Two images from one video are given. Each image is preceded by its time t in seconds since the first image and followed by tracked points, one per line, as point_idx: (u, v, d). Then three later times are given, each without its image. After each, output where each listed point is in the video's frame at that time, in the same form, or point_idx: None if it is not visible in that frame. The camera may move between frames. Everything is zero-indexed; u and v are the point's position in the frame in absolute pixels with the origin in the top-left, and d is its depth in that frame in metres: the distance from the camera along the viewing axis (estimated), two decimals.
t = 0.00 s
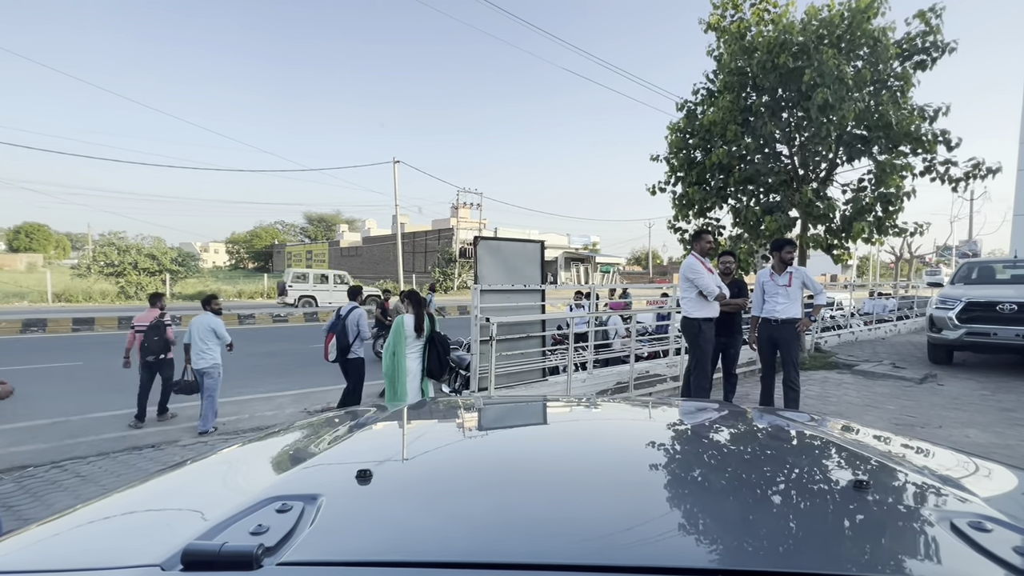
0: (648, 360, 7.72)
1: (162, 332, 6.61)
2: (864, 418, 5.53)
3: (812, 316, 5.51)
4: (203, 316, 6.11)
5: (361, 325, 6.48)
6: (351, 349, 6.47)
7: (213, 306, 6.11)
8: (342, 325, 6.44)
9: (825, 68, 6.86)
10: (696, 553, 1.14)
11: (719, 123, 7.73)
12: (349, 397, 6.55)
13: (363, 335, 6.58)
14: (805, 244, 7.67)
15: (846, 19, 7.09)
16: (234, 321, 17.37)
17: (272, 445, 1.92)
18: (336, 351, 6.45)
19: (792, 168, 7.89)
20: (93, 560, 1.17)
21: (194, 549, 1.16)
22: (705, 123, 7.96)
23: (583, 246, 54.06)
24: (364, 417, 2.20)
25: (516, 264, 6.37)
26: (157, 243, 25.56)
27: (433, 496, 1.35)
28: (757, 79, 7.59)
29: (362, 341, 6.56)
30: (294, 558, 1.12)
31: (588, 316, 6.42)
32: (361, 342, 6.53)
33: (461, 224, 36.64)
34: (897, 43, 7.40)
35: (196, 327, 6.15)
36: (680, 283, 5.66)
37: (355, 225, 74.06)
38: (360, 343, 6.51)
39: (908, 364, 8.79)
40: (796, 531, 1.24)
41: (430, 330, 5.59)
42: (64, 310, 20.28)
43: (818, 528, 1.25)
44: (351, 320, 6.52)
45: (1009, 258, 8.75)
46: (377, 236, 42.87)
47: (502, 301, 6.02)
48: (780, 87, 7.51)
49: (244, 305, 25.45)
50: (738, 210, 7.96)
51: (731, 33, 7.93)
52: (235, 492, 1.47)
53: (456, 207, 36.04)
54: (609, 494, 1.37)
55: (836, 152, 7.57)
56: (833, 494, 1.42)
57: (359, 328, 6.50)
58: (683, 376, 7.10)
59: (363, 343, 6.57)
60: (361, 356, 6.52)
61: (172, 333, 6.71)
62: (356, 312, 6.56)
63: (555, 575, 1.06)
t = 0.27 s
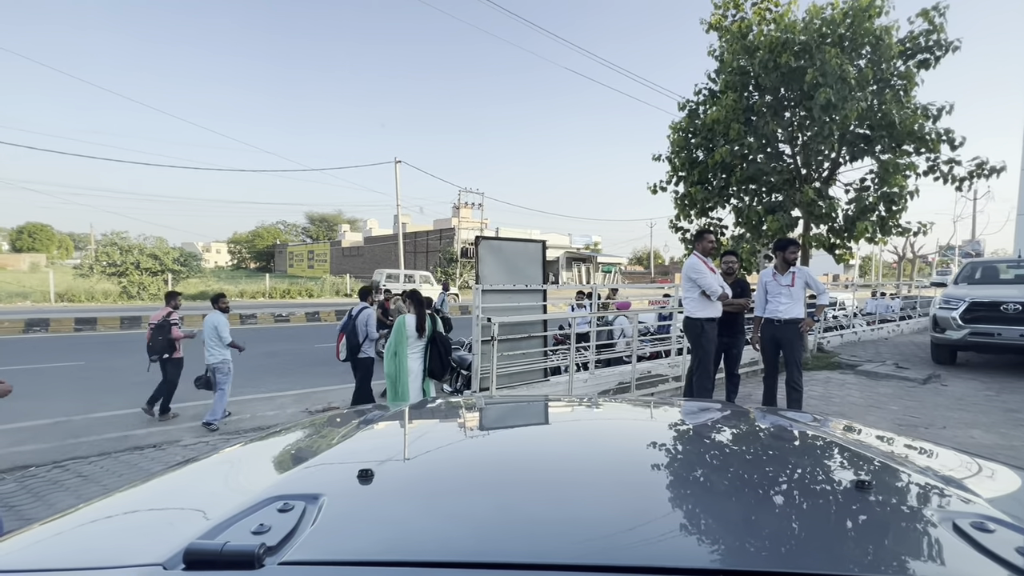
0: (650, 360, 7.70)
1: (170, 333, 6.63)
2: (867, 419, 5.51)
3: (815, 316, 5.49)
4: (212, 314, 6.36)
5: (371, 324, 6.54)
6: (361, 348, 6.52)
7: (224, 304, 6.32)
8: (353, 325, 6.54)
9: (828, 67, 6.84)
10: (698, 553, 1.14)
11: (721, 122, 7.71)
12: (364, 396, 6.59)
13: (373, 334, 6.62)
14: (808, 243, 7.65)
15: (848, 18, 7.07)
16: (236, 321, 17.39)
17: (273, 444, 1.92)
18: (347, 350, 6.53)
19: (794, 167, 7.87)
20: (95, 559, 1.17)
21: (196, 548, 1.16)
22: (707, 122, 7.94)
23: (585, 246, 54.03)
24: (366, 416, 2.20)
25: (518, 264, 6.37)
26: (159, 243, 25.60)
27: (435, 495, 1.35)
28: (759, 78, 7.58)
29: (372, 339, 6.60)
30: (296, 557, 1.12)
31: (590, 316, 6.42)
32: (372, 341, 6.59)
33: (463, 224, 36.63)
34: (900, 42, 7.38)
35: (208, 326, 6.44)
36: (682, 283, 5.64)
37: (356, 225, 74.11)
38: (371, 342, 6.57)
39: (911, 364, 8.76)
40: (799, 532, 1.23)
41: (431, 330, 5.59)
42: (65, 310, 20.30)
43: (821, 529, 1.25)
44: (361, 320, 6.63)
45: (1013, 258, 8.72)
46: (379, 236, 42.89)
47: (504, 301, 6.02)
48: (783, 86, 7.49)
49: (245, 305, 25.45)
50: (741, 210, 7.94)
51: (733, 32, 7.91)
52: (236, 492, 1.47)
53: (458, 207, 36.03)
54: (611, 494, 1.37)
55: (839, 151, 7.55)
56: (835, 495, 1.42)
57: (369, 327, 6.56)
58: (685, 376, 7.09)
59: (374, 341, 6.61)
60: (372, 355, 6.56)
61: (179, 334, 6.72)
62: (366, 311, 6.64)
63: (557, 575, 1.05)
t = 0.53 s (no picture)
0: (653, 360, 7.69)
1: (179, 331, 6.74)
2: (872, 420, 5.49)
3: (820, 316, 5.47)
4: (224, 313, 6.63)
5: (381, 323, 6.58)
6: (371, 347, 6.55)
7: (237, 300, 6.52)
8: (362, 324, 6.59)
9: (832, 65, 6.82)
10: (701, 553, 1.13)
11: (725, 121, 7.69)
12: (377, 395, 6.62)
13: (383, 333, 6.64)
14: (812, 243, 7.62)
15: (852, 16, 7.04)
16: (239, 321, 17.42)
17: (275, 443, 1.92)
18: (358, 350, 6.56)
19: (798, 167, 7.85)
20: (97, 558, 1.17)
21: (198, 547, 1.16)
22: (710, 121, 7.92)
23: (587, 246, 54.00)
24: (367, 416, 2.20)
25: (520, 264, 6.37)
26: (162, 243, 25.67)
27: (436, 495, 1.35)
28: (763, 77, 7.56)
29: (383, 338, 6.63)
30: (297, 556, 1.12)
31: (592, 316, 6.41)
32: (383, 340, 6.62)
33: (465, 224, 36.63)
34: (905, 40, 7.35)
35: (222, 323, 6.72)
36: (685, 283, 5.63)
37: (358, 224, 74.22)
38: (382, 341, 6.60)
39: (916, 364, 8.72)
40: (803, 533, 1.22)
41: (434, 330, 5.60)
42: (69, 310, 20.35)
43: (825, 530, 1.24)
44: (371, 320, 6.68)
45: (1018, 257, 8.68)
46: (382, 236, 42.92)
47: (506, 301, 6.02)
48: (786, 85, 7.46)
49: (248, 305, 25.49)
50: (744, 209, 7.92)
51: (737, 31, 7.90)
52: (237, 491, 1.47)
53: (460, 206, 36.05)
54: (612, 494, 1.36)
55: (844, 150, 7.52)
56: (838, 496, 1.41)
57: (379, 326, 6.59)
58: (688, 377, 7.07)
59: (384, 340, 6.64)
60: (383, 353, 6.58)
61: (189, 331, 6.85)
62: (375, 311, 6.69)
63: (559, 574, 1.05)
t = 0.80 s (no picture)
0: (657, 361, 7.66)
1: (195, 327, 6.91)
2: (879, 422, 5.45)
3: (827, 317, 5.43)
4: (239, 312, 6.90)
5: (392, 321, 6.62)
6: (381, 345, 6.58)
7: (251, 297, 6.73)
8: (372, 322, 6.63)
9: (838, 63, 6.77)
10: (706, 553, 1.13)
11: (730, 119, 7.65)
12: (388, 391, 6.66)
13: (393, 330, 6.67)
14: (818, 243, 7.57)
15: (860, 13, 7.00)
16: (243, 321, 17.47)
17: (279, 442, 1.93)
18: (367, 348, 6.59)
19: (804, 166, 7.81)
20: (99, 557, 1.17)
21: (200, 546, 1.16)
22: (716, 120, 7.89)
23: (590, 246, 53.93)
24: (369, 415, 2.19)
25: (523, 264, 6.37)
26: (167, 243, 25.77)
27: (439, 495, 1.34)
28: (769, 75, 7.52)
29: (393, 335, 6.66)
30: (300, 555, 1.12)
31: (596, 316, 6.39)
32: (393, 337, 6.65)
33: (469, 223, 36.63)
34: (913, 37, 7.29)
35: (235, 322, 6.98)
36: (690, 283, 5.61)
37: (361, 224, 74.38)
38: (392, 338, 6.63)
39: (923, 365, 8.66)
40: (809, 535, 1.21)
41: (437, 330, 5.61)
42: (74, 310, 20.44)
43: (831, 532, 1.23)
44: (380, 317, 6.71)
45: None
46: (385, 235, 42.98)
47: (509, 301, 6.02)
48: (792, 83, 7.43)
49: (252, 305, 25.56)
50: (750, 208, 7.88)
51: (742, 28, 7.86)
52: (239, 490, 1.47)
53: (464, 206, 36.08)
54: (616, 494, 1.35)
55: (850, 148, 7.47)
56: (844, 498, 1.40)
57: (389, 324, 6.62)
58: (693, 377, 7.04)
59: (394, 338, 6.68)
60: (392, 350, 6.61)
61: (203, 328, 7.01)
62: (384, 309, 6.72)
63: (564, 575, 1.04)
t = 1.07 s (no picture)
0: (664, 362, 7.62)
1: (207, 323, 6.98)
2: (891, 425, 5.39)
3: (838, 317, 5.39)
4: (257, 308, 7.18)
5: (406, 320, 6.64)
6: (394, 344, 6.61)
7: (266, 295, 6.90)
8: (386, 321, 6.67)
9: (849, 59, 6.71)
10: (714, 555, 1.11)
11: (739, 117, 7.60)
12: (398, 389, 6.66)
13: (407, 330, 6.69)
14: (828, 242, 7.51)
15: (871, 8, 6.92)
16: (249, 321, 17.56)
17: (284, 441, 1.93)
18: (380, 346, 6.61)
19: (813, 164, 7.75)
20: (102, 556, 1.18)
21: (202, 545, 1.16)
22: (724, 117, 7.84)
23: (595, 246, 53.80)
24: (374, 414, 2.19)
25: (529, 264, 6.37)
26: (173, 243, 25.94)
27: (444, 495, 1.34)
28: (778, 71, 7.47)
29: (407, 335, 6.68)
30: (302, 555, 1.12)
31: (603, 316, 6.36)
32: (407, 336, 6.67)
33: (475, 223, 36.63)
34: (926, 33, 7.21)
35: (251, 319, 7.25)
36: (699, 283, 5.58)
37: (366, 224, 74.58)
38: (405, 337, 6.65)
39: (935, 367, 8.57)
40: (817, 538, 1.20)
41: (442, 330, 5.61)
42: (82, 309, 20.60)
43: (839, 535, 1.21)
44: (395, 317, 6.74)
45: None
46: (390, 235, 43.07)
47: (515, 300, 6.02)
48: (802, 80, 7.37)
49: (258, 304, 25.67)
50: (758, 207, 7.82)
51: (751, 24, 7.80)
52: (242, 489, 1.47)
53: (469, 205, 36.10)
54: (623, 495, 1.34)
55: (861, 146, 7.39)
56: (853, 501, 1.38)
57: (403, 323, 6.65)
58: (700, 378, 6.99)
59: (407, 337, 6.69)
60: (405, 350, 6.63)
61: (215, 323, 7.07)
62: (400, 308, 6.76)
63: None
